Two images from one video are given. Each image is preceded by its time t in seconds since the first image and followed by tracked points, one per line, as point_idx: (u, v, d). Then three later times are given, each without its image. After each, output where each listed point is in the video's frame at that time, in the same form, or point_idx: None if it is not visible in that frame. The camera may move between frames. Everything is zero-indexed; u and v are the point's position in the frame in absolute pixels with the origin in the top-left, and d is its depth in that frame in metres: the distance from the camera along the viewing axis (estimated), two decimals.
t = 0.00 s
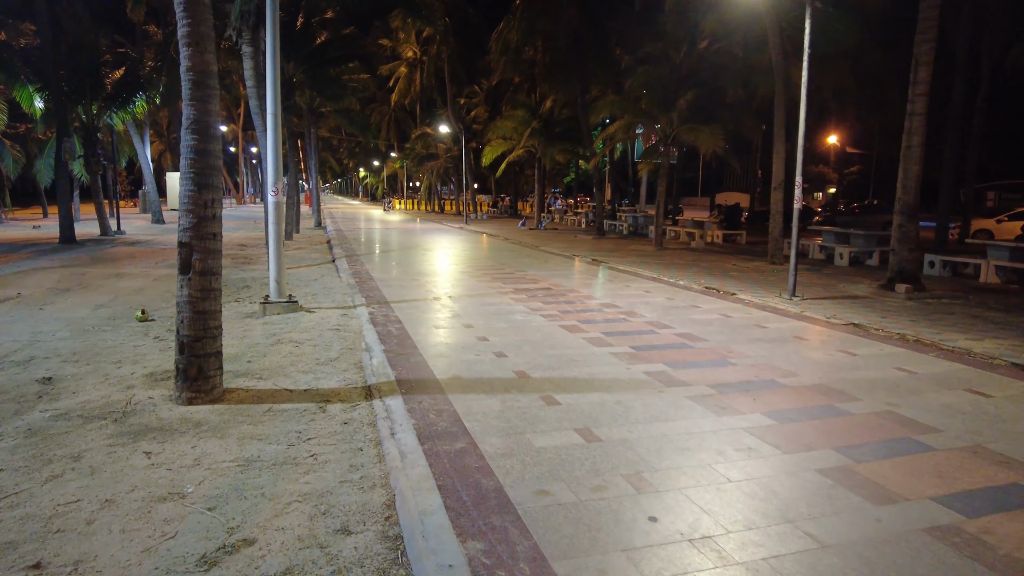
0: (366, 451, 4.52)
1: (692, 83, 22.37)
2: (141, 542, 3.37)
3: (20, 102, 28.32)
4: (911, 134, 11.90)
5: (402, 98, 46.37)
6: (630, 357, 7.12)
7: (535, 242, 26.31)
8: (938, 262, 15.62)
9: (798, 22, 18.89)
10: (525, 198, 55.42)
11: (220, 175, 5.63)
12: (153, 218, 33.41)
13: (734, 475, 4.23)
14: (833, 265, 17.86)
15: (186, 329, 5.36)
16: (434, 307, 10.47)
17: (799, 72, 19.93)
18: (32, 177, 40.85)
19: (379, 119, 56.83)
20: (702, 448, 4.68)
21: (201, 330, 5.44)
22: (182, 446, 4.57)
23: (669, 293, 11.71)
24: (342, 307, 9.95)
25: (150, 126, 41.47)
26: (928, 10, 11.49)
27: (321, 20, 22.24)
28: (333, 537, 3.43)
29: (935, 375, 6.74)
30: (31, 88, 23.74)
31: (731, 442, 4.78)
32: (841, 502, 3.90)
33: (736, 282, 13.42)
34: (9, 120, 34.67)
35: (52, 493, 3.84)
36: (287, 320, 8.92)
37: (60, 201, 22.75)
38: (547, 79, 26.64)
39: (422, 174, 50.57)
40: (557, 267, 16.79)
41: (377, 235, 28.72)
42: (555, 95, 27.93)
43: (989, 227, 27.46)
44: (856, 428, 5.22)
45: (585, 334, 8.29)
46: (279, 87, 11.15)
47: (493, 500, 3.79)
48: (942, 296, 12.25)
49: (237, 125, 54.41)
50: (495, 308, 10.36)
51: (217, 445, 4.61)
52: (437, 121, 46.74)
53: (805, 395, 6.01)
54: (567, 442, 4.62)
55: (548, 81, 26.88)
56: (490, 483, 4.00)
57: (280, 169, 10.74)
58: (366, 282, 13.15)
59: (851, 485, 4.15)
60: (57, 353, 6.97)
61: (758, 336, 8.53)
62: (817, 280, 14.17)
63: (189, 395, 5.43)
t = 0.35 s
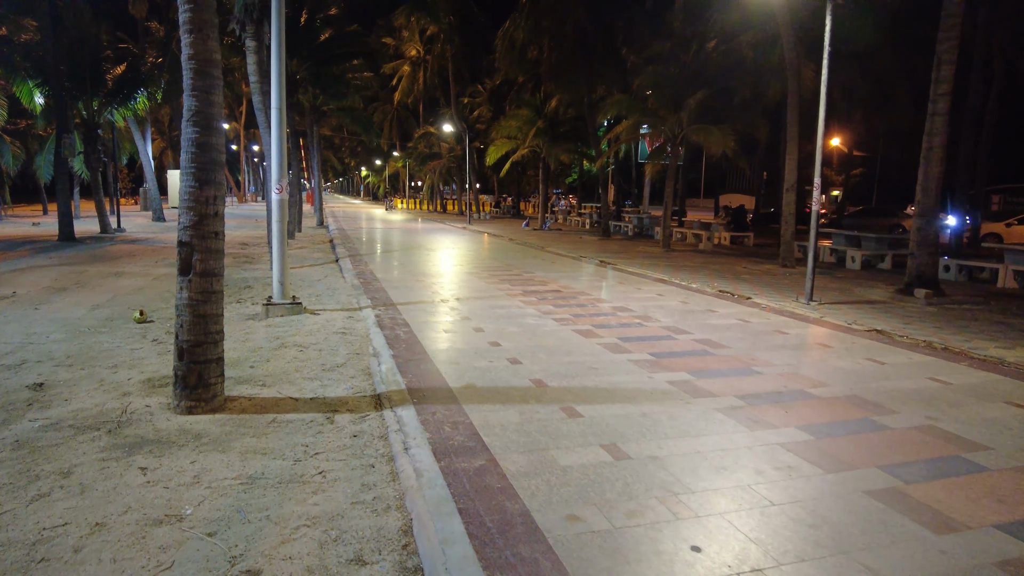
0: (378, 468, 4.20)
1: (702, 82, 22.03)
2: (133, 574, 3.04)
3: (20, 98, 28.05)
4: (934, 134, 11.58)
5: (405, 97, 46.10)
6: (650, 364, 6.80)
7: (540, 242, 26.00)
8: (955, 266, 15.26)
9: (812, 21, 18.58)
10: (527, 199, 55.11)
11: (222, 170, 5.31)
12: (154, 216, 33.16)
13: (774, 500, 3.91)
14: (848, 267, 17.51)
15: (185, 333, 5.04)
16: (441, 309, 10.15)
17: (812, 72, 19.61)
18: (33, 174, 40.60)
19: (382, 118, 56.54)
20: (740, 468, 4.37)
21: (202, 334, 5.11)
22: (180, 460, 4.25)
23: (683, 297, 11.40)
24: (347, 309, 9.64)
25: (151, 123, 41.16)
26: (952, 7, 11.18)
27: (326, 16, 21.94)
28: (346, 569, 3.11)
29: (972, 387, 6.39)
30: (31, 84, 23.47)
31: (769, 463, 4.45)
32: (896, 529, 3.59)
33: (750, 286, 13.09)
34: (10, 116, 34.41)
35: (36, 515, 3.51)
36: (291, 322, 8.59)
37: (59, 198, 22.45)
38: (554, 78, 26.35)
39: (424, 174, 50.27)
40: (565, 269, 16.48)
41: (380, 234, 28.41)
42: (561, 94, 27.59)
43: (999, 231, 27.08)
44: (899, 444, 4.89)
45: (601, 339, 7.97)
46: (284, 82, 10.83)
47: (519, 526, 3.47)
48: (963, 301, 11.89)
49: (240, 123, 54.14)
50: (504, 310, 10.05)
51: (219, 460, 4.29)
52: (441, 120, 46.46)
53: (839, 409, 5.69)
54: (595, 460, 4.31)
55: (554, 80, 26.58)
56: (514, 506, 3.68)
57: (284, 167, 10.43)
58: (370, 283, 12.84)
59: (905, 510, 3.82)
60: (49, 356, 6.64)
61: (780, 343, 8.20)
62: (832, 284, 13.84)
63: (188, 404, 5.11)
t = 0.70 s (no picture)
0: (385, 485, 3.88)
1: (707, 76, 21.72)
2: None
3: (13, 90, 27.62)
4: (951, 129, 11.27)
5: (404, 91, 45.68)
6: (666, 369, 6.48)
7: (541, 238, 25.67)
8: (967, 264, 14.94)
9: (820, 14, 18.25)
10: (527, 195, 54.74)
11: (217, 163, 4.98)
12: (149, 211, 32.76)
13: (815, 521, 3.61)
14: (855, 265, 17.20)
15: (177, 336, 4.72)
16: (444, 308, 9.84)
17: (820, 66, 19.28)
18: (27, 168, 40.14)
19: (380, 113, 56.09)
20: (775, 484, 4.06)
21: (194, 338, 4.78)
22: (170, 476, 3.93)
23: (692, 296, 11.10)
24: (348, 309, 9.31)
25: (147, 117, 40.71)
26: None
27: (325, 8, 21.57)
28: None
29: (1005, 394, 6.09)
30: (25, 76, 23.08)
31: (804, 479, 4.15)
32: (950, 556, 3.29)
33: (760, 284, 12.78)
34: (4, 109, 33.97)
35: (10, 541, 3.19)
36: (290, 322, 8.27)
37: (53, 192, 22.09)
38: (556, 72, 26.00)
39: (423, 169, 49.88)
40: (569, 266, 16.15)
41: (378, 230, 28.07)
42: (563, 89, 27.23)
43: (1004, 228, 26.79)
44: (940, 457, 4.58)
45: (612, 341, 7.65)
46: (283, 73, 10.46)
47: (542, 554, 3.16)
48: (978, 301, 11.59)
49: (237, 117, 53.67)
50: (509, 310, 9.74)
51: (213, 475, 3.97)
52: (440, 115, 46.05)
53: (868, 417, 5.39)
54: (618, 476, 4.01)
55: (556, 74, 26.22)
56: (535, 530, 3.38)
57: (282, 161, 10.08)
58: (370, 281, 12.51)
59: (958, 533, 3.52)
60: (35, 359, 6.31)
61: (798, 345, 7.88)
62: (842, 283, 13.53)
63: (181, 412, 4.80)
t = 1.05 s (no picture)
0: (393, 515, 3.50)
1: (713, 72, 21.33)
2: None
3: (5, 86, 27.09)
4: (973, 125, 10.90)
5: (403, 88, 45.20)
6: (687, 378, 6.10)
7: (542, 237, 25.31)
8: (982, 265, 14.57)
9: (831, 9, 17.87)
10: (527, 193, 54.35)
11: (208, 159, 4.59)
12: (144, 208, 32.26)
13: (876, 556, 3.24)
14: (866, 265, 16.85)
15: (165, 346, 4.32)
16: (449, 310, 9.45)
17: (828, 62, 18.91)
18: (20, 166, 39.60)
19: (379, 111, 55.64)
20: (823, 512, 3.69)
21: (184, 349, 4.39)
22: (156, 505, 3.55)
23: (705, 297, 10.73)
24: (348, 312, 8.92)
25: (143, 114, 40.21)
26: None
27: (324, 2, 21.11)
28: None
29: None
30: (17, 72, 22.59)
31: (854, 504, 3.78)
32: None
33: (772, 285, 12.42)
34: None
35: None
36: (288, 326, 7.87)
37: (46, 190, 21.64)
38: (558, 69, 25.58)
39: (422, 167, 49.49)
40: (573, 266, 15.76)
41: (377, 228, 27.68)
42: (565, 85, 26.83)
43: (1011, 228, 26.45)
44: (995, 478, 4.21)
45: (627, 347, 7.27)
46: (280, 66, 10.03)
47: None
48: (999, 303, 11.21)
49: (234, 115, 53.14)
50: (516, 312, 9.35)
51: (203, 503, 3.58)
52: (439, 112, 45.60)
53: (910, 431, 5.02)
54: (652, 504, 3.64)
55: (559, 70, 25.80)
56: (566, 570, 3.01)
57: (279, 157, 9.65)
58: (371, 282, 12.11)
59: None
60: (16, 368, 5.90)
61: (821, 351, 7.52)
62: (855, 284, 13.17)
63: (169, 429, 4.41)
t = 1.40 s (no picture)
0: (410, 549, 3.16)
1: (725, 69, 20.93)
2: None
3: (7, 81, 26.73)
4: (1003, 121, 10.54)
5: (408, 84, 44.79)
6: (716, 390, 5.73)
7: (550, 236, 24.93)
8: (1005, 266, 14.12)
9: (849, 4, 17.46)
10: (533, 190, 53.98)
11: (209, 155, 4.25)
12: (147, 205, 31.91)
13: None
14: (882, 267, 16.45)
15: (162, 357, 4.00)
16: (460, 313, 9.11)
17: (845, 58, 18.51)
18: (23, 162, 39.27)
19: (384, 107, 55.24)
20: (882, 547, 3.34)
21: (182, 360, 4.06)
22: (148, 535, 3.22)
23: (723, 300, 10.36)
24: (355, 315, 8.57)
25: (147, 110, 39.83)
26: None
27: None
28: None
29: None
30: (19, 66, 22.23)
31: (915, 538, 3.43)
32: None
33: (790, 287, 12.05)
34: None
35: None
36: (292, 330, 7.54)
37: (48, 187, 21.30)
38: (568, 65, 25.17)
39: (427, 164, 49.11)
40: (584, 266, 15.39)
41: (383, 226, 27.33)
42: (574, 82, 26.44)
43: None
44: None
45: (647, 354, 6.91)
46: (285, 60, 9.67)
47: None
48: None
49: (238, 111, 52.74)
50: (529, 316, 9.00)
51: (199, 535, 3.24)
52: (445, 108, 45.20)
53: (962, 451, 4.66)
54: (695, 539, 3.30)
55: (568, 66, 25.39)
56: None
57: (285, 153, 9.29)
58: (378, 282, 11.75)
59: None
60: (7, 376, 5.59)
61: (851, 359, 7.16)
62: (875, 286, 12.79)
63: (166, 446, 4.08)
